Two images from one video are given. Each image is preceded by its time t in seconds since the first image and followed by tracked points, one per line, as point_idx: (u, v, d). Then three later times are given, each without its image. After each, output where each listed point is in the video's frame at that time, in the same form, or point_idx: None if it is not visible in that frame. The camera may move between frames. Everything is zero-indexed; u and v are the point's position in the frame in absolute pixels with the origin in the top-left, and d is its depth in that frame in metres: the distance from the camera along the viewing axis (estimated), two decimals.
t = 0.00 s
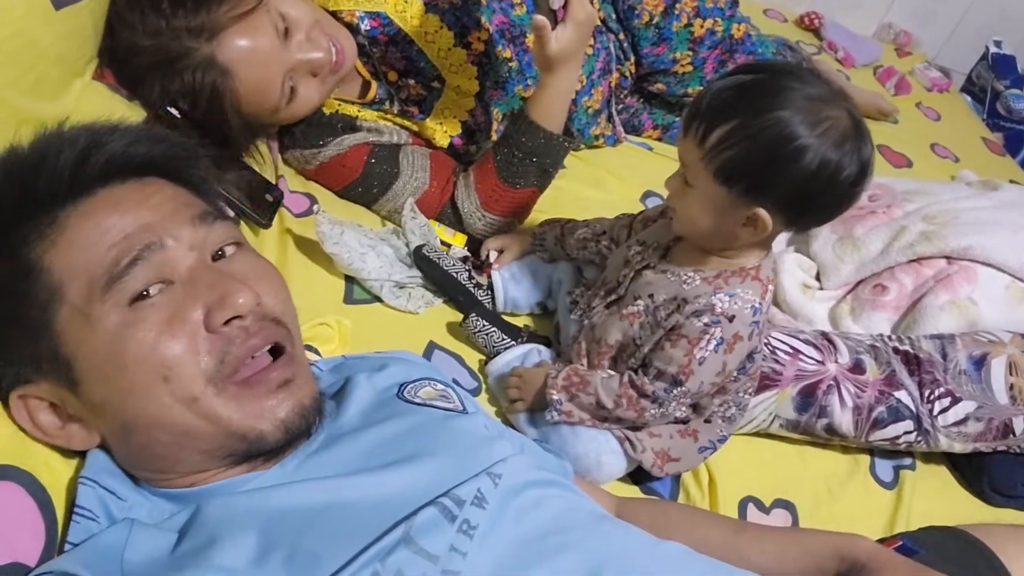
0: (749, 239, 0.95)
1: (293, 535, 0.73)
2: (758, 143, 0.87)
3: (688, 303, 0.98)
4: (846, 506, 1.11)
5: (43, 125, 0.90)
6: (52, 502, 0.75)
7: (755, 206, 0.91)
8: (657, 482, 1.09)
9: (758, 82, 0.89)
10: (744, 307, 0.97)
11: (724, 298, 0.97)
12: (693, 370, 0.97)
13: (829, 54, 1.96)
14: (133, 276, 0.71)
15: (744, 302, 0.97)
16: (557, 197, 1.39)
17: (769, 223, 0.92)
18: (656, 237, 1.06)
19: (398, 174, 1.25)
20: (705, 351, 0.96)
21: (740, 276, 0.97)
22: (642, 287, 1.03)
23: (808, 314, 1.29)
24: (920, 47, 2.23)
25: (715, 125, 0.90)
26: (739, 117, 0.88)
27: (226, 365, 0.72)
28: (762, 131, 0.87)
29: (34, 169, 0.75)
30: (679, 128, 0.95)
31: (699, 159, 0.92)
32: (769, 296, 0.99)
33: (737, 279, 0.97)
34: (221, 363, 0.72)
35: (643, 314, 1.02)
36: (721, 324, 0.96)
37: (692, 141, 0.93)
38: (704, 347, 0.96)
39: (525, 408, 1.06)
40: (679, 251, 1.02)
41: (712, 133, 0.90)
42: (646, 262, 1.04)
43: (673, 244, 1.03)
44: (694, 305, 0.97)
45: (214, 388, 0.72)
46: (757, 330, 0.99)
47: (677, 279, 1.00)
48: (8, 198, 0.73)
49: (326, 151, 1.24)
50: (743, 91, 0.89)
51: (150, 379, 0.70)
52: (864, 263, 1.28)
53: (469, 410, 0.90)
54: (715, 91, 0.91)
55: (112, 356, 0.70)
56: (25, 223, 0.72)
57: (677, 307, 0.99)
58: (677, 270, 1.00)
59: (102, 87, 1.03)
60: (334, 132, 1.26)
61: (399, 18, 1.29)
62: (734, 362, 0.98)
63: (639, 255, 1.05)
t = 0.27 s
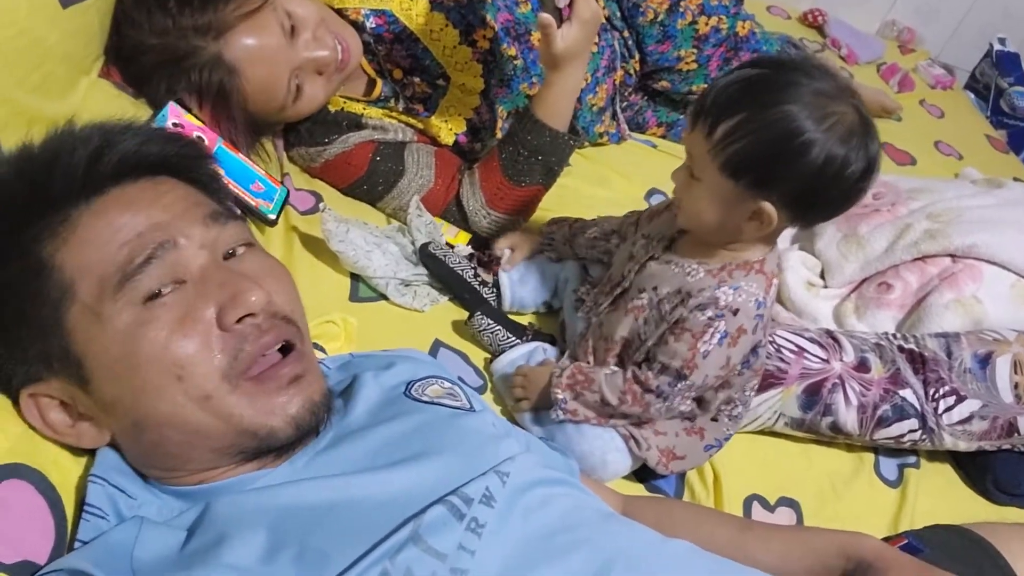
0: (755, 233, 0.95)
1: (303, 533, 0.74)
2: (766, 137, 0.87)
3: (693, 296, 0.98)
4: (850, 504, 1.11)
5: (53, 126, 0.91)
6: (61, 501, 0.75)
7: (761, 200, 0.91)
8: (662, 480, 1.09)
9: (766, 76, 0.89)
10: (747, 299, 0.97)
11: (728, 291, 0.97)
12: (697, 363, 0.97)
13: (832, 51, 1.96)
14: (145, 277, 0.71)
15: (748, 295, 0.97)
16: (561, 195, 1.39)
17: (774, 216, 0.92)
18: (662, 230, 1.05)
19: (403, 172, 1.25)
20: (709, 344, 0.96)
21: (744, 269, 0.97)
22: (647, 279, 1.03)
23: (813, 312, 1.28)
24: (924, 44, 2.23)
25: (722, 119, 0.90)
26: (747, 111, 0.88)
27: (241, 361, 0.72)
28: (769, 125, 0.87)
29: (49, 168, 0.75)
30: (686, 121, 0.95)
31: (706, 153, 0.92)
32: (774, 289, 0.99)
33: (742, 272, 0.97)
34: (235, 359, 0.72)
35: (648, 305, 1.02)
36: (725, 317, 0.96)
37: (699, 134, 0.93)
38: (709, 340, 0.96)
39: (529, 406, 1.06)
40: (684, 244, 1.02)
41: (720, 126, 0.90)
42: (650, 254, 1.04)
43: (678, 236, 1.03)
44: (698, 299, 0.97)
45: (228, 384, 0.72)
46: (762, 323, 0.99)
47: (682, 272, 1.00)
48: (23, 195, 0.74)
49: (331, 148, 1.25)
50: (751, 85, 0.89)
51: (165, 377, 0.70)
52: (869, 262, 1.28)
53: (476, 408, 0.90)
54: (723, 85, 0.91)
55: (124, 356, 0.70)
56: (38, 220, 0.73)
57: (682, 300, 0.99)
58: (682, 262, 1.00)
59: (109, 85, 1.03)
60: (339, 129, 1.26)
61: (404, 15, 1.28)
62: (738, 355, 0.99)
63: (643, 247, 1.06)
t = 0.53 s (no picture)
0: (766, 237, 0.95)
1: (306, 533, 0.73)
2: (781, 140, 0.87)
3: (703, 301, 0.98)
4: (854, 504, 1.10)
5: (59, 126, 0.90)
6: (63, 500, 0.75)
7: (773, 204, 0.91)
8: (666, 480, 1.08)
9: (781, 80, 0.88)
10: (758, 304, 0.97)
11: (738, 297, 0.97)
12: (707, 367, 0.98)
13: (836, 49, 1.95)
14: (195, 261, 0.74)
15: (759, 300, 0.97)
16: (565, 194, 1.39)
17: (787, 221, 0.92)
18: (670, 235, 1.06)
19: (406, 171, 1.25)
20: (720, 348, 0.97)
21: (754, 274, 0.97)
22: (655, 283, 1.02)
23: (817, 312, 1.28)
24: (928, 42, 2.22)
25: (737, 121, 0.89)
26: (763, 113, 0.88)
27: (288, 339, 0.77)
28: (784, 128, 0.87)
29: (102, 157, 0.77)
30: (698, 123, 0.95)
31: (719, 154, 0.92)
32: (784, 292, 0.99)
33: (752, 276, 0.97)
34: (283, 337, 0.76)
35: (657, 312, 1.01)
36: (735, 322, 0.97)
37: (712, 136, 0.93)
38: (720, 343, 0.97)
39: (534, 406, 1.05)
40: (693, 249, 1.01)
41: (734, 129, 0.90)
42: (660, 259, 1.03)
43: (687, 242, 1.03)
44: (708, 303, 0.97)
45: (275, 362, 0.76)
46: (771, 328, 0.99)
47: (692, 277, 0.99)
48: (42, 191, 0.74)
49: (334, 146, 1.24)
50: (766, 88, 0.89)
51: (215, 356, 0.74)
52: (873, 261, 1.28)
53: (480, 409, 0.89)
54: (737, 87, 0.91)
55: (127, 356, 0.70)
56: (86, 204, 0.74)
57: (691, 305, 0.98)
58: (692, 268, 1.00)
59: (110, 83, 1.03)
60: (342, 128, 1.26)
61: (407, 12, 1.28)
62: (748, 360, 0.99)
63: (652, 251, 1.05)
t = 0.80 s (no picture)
0: (774, 240, 0.95)
1: (315, 533, 0.73)
2: (791, 144, 0.87)
3: (710, 304, 0.98)
4: (858, 504, 1.11)
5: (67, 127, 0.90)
6: (75, 500, 0.75)
7: (782, 208, 0.91)
8: (671, 481, 1.09)
9: (791, 84, 0.89)
10: (764, 308, 0.97)
11: (745, 300, 0.97)
12: (712, 370, 0.97)
13: (840, 49, 1.95)
14: (239, 253, 0.75)
15: (765, 304, 0.97)
16: (570, 195, 1.39)
17: (796, 224, 0.92)
18: (677, 236, 1.06)
19: (410, 171, 1.25)
20: (726, 351, 0.96)
21: (760, 278, 0.97)
22: (661, 285, 1.03)
23: (821, 312, 1.28)
24: (931, 41, 2.22)
25: (748, 124, 0.90)
26: (773, 117, 0.88)
27: (327, 330, 0.78)
28: (795, 133, 0.87)
29: (150, 146, 0.78)
30: (707, 126, 0.95)
31: (728, 157, 0.92)
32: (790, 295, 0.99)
33: (758, 280, 0.97)
34: (322, 328, 0.78)
35: (662, 314, 1.01)
36: (742, 326, 0.96)
37: (722, 139, 0.93)
38: (726, 347, 0.96)
39: (540, 406, 1.06)
40: (699, 252, 1.02)
41: (744, 132, 0.90)
42: (667, 260, 1.04)
43: (695, 244, 1.03)
44: (715, 307, 0.97)
45: (285, 363, 0.76)
46: (778, 331, 0.99)
47: (698, 278, 0.99)
48: (69, 187, 0.73)
49: (339, 146, 1.24)
50: (776, 91, 0.89)
51: (257, 344, 0.74)
52: (877, 262, 1.28)
53: (487, 410, 0.89)
54: (748, 91, 0.91)
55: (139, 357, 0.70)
56: (131, 188, 0.74)
57: (698, 307, 0.99)
58: (698, 270, 1.00)
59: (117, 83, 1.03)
60: (347, 128, 1.26)
61: (412, 12, 1.27)
62: (754, 363, 0.99)
63: (659, 252, 1.06)
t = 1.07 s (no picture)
0: (772, 244, 0.94)
1: (313, 538, 0.73)
2: (789, 148, 0.87)
3: (708, 308, 0.97)
4: (859, 507, 1.10)
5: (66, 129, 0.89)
6: (71, 505, 0.75)
7: (779, 211, 0.91)
8: (671, 484, 1.08)
9: (790, 87, 0.88)
10: (762, 314, 0.96)
11: (742, 306, 0.96)
12: (710, 376, 0.97)
13: (842, 49, 1.94)
14: (245, 254, 0.75)
15: (763, 310, 0.96)
16: (571, 196, 1.38)
17: (791, 228, 0.91)
18: (676, 240, 1.05)
19: (410, 172, 1.24)
20: (722, 357, 0.96)
21: (759, 283, 0.96)
22: (660, 290, 1.02)
23: (822, 314, 1.27)
24: (933, 41, 2.21)
25: (746, 127, 0.89)
26: (771, 120, 0.88)
27: (334, 330, 0.78)
28: (793, 136, 0.86)
29: (158, 145, 0.77)
30: (705, 128, 0.94)
31: (726, 160, 0.92)
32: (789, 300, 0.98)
33: (756, 287, 0.96)
34: (329, 328, 0.78)
35: (660, 319, 1.01)
36: (739, 332, 0.96)
37: (719, 142, 0.92)
38: (723, 352, 0.96)
39: (539, 407, 1.05)
40: (698, 256, 1.01)
41: (742, 135, 0.89)
42: (665, 265, 1.03)
43: (693, 249, 1.03)
44: (712, 312, 0.97)
45: (285, 365, 0.75)
46: (777, 336, 0.98)
47: (695, 282, 0.99)
48: (75, 187, 0.71)
49: (339, 147, 1.24)
50: (775, 94, 0.88)
51: (267, 343, 0.74)
52: (879, 263, 1.28)
53: (486, 414, 0.89)
54: (746, 93, 0.90)
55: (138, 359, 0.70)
56: (137, 186, 0.73)
57: (696, 313, 0.98)
58: (697, 275, 0.99)
59: (116, 84, 1.03)
60: (347, 129, 1.26)
61: (415, 12, 1.27)
62: (752, 369, 0.98)
63: (658, 256, 1.05)
